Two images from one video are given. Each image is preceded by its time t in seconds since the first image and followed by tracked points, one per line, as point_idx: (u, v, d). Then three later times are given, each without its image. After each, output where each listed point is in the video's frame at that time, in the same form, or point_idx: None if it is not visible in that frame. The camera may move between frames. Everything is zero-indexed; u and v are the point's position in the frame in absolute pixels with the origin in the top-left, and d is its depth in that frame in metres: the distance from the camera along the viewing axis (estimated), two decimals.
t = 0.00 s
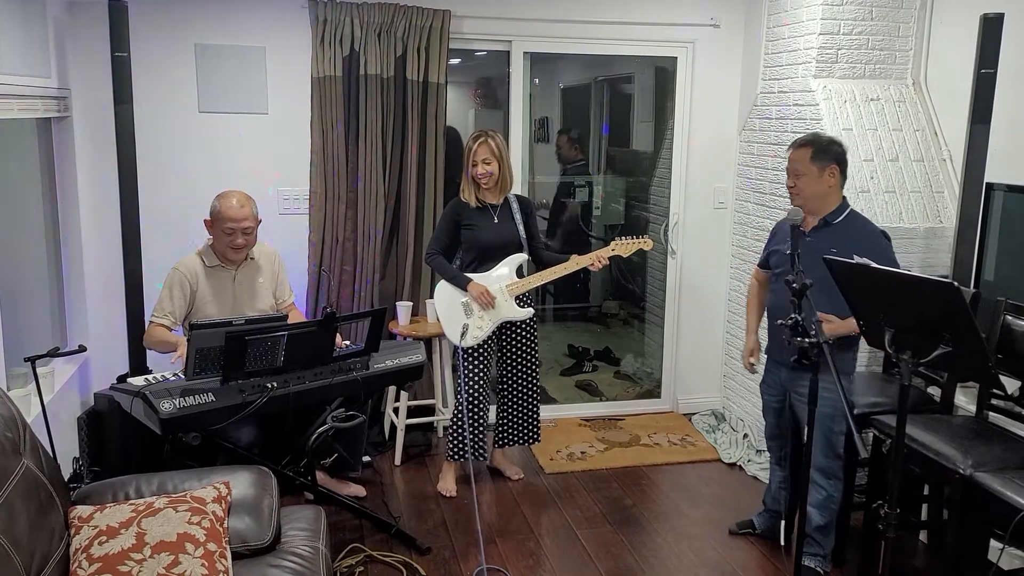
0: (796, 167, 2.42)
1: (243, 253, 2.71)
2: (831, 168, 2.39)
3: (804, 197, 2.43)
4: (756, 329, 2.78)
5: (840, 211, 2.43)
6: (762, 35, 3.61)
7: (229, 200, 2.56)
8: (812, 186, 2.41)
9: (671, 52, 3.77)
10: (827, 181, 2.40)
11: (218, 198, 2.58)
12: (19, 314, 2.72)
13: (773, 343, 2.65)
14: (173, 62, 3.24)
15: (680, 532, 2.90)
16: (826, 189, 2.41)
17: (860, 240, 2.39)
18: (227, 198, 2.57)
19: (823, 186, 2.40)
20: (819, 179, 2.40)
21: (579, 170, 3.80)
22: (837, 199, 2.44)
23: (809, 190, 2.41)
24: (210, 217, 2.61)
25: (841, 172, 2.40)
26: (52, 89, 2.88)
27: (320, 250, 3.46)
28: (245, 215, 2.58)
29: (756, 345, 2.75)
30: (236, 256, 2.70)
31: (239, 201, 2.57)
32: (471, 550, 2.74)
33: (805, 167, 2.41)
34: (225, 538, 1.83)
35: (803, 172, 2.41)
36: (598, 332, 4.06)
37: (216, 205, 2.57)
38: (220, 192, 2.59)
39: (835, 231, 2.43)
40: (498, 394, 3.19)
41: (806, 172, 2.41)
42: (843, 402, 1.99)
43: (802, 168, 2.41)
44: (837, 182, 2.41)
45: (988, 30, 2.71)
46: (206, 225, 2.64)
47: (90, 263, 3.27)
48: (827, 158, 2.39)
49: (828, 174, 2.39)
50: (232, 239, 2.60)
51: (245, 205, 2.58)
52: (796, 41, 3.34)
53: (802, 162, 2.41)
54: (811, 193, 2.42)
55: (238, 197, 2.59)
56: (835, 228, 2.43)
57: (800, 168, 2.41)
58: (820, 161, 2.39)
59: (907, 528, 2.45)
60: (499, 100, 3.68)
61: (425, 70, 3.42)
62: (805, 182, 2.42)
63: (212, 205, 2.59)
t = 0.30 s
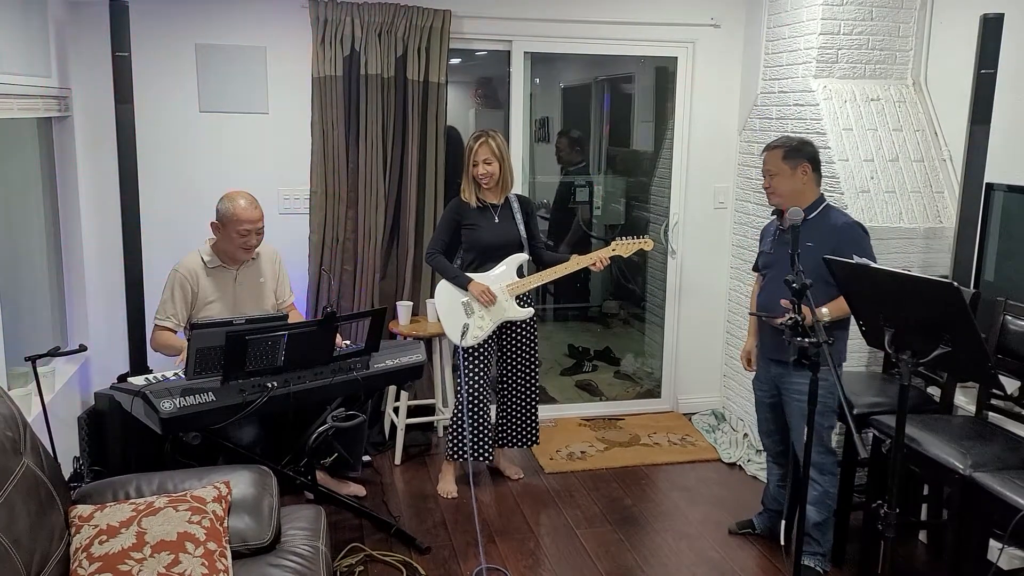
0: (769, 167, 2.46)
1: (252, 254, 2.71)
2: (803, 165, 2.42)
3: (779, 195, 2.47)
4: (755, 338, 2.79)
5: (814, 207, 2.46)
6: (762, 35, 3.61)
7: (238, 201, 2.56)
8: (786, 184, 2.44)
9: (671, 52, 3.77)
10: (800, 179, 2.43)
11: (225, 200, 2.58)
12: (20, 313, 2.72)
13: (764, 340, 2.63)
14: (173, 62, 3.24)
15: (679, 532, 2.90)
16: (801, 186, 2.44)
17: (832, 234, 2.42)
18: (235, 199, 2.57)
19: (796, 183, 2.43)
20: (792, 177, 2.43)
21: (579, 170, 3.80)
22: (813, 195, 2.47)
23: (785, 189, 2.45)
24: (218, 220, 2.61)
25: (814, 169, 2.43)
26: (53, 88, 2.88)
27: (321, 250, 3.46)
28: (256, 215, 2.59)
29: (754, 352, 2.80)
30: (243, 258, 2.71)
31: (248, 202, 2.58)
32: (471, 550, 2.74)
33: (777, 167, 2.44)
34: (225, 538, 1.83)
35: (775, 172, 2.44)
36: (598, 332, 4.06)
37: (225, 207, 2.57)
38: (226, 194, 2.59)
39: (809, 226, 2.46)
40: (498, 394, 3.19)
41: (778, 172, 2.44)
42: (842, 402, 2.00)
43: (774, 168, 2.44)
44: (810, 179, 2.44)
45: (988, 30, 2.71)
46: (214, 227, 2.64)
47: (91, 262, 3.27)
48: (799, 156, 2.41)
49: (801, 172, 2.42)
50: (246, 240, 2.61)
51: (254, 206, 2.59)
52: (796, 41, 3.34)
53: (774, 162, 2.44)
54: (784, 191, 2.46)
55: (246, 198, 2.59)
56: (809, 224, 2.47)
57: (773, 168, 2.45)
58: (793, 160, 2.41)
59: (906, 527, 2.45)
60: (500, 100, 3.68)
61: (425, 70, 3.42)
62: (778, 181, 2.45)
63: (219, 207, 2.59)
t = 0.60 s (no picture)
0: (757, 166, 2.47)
1: (255, 254, 2.72)
2: (790, 167, 2.42)
3: (765, 194, 2.48)
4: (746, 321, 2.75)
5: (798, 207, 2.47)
6: (761, 35, 3.62)
7: (241, 203, 2.56)
8: (773, 184, 2.45)
9: (671, 52, 3.77)
10: (787, 179, 2.43)
11: (228, 201, 2.58)
12: (19, 314, 2.72)
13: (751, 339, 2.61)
14: (172, 62, 3.24)
15: (678, 532, 2.90)
16: (788, 186, 2.44)
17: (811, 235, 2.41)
18: (238, 200, 2.57)
19: (782, 184, 2.44)
20: (779, 177, 2.43)
21: (579, 170, 3.80)
22: (800, 194, 2.47)
23: (771, 188, 2.46)
24: (221, 222, 2.60)
25: (802, 170, 2.43)
26: (53, 88, 2.88)
27: (320, 250, 3.46)
28: (259, 216, 2.59)
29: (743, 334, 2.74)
30: (245, 258, 2.70)
31: (250, 203, 2.58)
32: (470, 549, 2.75)
33: (765, 166, 2.44)
34: (223, 537, 1.83)
35: (762, 171, 2.45)
36: (597, 332, 4.05)
37: (228, 209, 2.56)
38: (229, 196, 2.59)
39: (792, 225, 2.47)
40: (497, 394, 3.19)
41: (766, 171, 2.45)
42: (841, 402, 2.00)
43: (762, 167, 2.45)
44: (798, 179, 2.44)
45: (987, 31, 2.71)
46: (217, 228, 2.63)
47: (90, 263, 3.27)
48: (788, 157, 2.41)
49: (789, 173, 2.42)
50: (250, 241, 2.61)
51: (257, 207, 2.59)
52: (795, 41, 3.34)
53: (762, 161, 2.44)
54: (769, 190, 2.47)
55: (249, 199, 2.59)
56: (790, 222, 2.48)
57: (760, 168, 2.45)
58: (782, 161, 2.42)
59: (905, 527, 2.46)
60: (499, 100, 3.68)
61: (424, 70, 3.42)
62: (764, 181, 2.46)
63: (222, 209, 2.59)
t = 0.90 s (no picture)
0: (750, 165, 2.47)
1: (257, 256, 2.72)
2: (782, 168, 2.42)
3: (756, 194, 2.48)
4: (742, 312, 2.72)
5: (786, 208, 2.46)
6: (762, 37, 3.62)
7: (247, 206, 2.56)
8: (764, 184, 2.45)
9: (672, 54, 3.78)
10: (778, 180, 2.43)
11: (233, 204, 2.58)
12: (19, 314, 2.72)
13: (742, 338, 2.60)
14: (173, 63, 3.25)
15: (677, 533, 2.90)
16: (779, 187, 2.44)
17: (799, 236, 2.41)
18: (244, 202, 2.57)
19: (773, 184, 2.44)
20: (771, 178, 2.43)
21: (579, 171, 3.81)
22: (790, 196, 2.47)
23: (762, 188, 2.45)
24: (227, 224, 2.60)
25: (793, 172, 2.43)
26: (54, 89, 2.89)
27: (320, 251, 3.46)
28: (266, 219, 2.60)
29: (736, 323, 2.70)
30: (247, 260, 2.71)
31: (257, 206, 2.58)
32: (469, 550, 2.74)
33: (758, 166, 2.44)
34: (222, 537, 1.83)
35: (755, 170, 2.45)
36: (596, 334, 4.05)
37: (234, 211, 2.56)
38: (235, 198, 2.59)
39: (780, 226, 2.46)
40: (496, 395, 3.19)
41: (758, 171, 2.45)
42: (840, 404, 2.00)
43: (754, 167, 2.45)
44: (789, 181, 2.44)
45: (987, 33, 2.71)
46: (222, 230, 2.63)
47: (90, 263, 3.27)
48: (780, 158, 2.41)
49: (780, 173, 2.42)
50: (254, 243, 2.61)
51: (264, 210, 2.60)
52: (795, 43, 3.34)
53: (755, 160, 2.44)
54: (761, 190, 2.46)
55: (255, 202, 2.59)
56: (779, 223, 2.47)
57: (753, 167, 2.45)
58: (774, 161, 2.41)
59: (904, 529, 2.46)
60: (500, 101, 3.68)
61: (425, 71, 3.42)
62: (757, 180, 2.46)
63: (228, 211, 2.58)
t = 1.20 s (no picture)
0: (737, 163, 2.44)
1: (258, 252, 2.72)
2: (768, 167, 2.40)
3: (743, 192, 2.46)
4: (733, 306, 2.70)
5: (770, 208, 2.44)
6: (761, 32, 3.61)
7: (248, 202, 2.55)
8: (750, 182, 2.43)
9: (671, 49, 3.77)
10: (764, 179, 2.41)
11: (234, 199, 2.56)
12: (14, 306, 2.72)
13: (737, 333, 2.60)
14: (170, 55, 3.23)
15: (671, 528, 2.90)
16: (764, 186, 2.42)
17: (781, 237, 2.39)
18: (245, 198, 2.56)
19: (758, 183, 2.42)
20: (757, 177, 2.41)
21: (577, 166, 3.80)
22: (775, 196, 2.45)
23: (748, 186, 2.43)
24: (227, 220, 2.59)
25: (780, 172, 2.41)
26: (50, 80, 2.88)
27: (316, 245, 3.45)
28: (268, 216, 2.59)
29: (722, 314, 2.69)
30: (247, 255, 2.70)
31: (258, 203, 2.57)
32: (464, 545, 2.74)
33: (744, 163, 2.42)
34: (216, 530, 1.83)
35: (741, 168, 2.43)
36: (594, 328, 4.08)
37: (235, 207, 2.55)
38: (236, 193, 2.57)
39: (763, 226, 2.44)
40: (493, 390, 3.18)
41: (745, 169, 2.42)
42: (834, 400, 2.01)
43: (742, 164, 2.42)
44: (775, 180, 2.42)
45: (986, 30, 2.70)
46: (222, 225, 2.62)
47: (86, 255, 3.25)
48: (768, 157, 2.39)
49: (767, 173, 2.40)
50: (256, 240, 2.61)
51: (265, 207, 2.59)
52: (794, 38, 3.34)
53: (743, 158, 2.41)
54: (746, 188, 2.44)
55: (256, 198, 2.58)
56: (762, 223, 2.44)
57: (740, 165, 2.43)
58: (761, 160, 2.39)
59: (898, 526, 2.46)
60: (498, 95, 3.67)
61: (422, 64, 3.41)
62: (743, 178, 2.43)
63: (230, 207, 2.57)
